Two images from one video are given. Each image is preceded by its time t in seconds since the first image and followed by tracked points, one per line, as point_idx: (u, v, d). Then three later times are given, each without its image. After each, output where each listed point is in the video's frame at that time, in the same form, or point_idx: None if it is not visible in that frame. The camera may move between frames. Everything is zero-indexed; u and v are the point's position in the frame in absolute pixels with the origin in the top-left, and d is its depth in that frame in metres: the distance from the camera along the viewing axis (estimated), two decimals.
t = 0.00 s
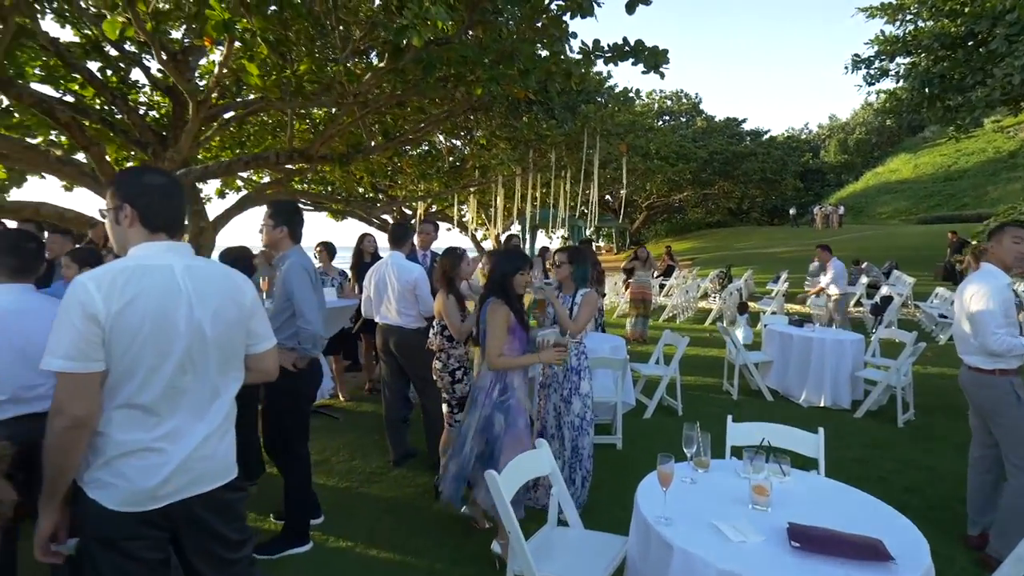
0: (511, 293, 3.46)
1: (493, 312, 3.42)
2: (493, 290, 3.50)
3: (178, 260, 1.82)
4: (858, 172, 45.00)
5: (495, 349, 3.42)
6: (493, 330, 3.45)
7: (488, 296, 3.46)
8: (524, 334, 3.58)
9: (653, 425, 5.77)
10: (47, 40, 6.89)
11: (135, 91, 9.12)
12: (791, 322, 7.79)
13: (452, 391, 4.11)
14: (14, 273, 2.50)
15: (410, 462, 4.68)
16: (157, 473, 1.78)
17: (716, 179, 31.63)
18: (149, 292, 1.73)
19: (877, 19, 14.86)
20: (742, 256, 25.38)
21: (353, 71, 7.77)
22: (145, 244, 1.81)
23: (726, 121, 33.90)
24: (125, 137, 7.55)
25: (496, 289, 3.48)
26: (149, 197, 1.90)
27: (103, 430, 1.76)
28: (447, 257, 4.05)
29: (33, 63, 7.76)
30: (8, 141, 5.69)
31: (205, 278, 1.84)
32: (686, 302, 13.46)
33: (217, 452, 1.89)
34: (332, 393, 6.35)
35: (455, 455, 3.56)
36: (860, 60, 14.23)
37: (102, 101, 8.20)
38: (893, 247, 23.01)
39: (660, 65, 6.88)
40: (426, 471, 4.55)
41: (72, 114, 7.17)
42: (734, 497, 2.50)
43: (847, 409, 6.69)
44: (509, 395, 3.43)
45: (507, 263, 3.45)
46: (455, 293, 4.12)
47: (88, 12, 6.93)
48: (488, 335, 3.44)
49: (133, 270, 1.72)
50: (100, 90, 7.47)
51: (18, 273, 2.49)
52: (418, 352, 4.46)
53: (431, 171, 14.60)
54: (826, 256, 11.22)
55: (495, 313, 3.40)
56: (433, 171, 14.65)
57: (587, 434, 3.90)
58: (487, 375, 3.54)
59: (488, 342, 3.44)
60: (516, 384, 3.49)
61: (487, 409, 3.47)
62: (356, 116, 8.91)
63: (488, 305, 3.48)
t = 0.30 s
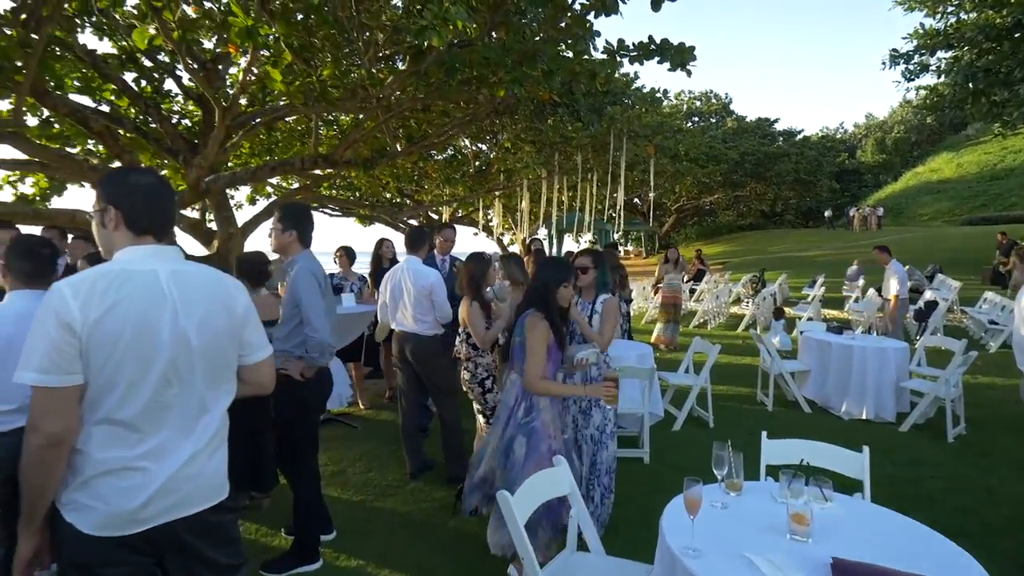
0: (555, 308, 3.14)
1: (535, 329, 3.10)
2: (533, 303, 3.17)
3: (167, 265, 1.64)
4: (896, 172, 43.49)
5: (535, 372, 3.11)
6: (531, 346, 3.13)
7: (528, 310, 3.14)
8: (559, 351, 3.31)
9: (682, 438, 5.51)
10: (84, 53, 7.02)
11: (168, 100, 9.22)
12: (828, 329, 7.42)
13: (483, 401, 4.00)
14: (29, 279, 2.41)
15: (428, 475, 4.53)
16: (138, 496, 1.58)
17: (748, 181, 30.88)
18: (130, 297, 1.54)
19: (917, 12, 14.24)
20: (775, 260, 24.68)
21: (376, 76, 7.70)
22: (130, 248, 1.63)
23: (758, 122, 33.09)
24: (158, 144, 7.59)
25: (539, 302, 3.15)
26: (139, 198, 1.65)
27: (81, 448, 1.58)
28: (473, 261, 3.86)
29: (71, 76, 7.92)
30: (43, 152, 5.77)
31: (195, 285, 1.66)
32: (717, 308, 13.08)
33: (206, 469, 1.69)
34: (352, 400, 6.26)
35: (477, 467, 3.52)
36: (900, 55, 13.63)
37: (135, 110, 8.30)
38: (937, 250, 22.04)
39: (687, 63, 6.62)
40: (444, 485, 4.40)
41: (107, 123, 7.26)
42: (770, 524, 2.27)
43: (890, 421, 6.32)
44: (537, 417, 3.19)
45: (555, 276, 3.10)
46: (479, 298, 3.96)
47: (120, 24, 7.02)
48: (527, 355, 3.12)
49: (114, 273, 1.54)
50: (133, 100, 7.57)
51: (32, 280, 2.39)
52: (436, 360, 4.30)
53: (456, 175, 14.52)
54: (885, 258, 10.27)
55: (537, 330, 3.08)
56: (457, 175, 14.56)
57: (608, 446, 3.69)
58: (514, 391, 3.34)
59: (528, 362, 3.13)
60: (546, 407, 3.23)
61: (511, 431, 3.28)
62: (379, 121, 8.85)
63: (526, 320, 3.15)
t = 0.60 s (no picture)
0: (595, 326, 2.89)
1: (570, 347, 2.84)
2: (572, 317, 2.93)
3: (152, 273, 1.49)
4: (936, 170, 41.97)
5: (576, 394, 2.83)
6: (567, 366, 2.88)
7: (566, 324, 2.89)
8: (598, 372, 3.07)
9: (716, 451, 5.25)
10: (118, 65, 7.09)
11: (198, 109, 9.32)
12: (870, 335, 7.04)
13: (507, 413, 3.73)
14: (36, 286, 2.34)
15: (448, 488, 4.37)
16: (116, 525, 1.42)
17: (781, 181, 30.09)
18: (110, 309, 1.39)
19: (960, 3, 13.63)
20: (810, 262, 23.98)
21: (400, 81, 7.63)
22: (113, 256, 1.48)
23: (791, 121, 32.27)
24: (188, 154, 7.62)
25: (577, 317, 2.90)
26: (125, 205, 1.49)
27: (56, 473, 1.40)
28: (501, 269, 3.70)
29: (106, 87, 8.05)
30: (76, 162, 5.83)
31: (185, 295, 1.51)
32: (750, 313, 12.67)
33: (194, 495, 1.53)
34: (375, 409, 6.16)
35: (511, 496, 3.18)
36: (942, 49, 13.06)
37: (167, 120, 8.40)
38: (983, 250, 21.08)
39: (717, 62, 6.38)
40: (464, 500, 4.24)
41: (139, 133, 7.34)
42: (816, 558, 2.06)
43: (940, 434, 5.95)
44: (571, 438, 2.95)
45: (596, 289, 2.87)
46: (504, 308, 3.80)
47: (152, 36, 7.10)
48: (566, 376, 2.83)
49: (93, 283, 1.39)
50: (165, 110, 7.65)
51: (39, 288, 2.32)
52: (456, 369, 4.16)
53: (483, 180, 14.43)
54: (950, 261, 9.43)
55: (574, 349, 2.82)
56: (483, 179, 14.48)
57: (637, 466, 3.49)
58: (545, 412, 3.08)
59: (567, 384, 2.84)
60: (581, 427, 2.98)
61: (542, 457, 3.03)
62: (404, 126, 8.79)
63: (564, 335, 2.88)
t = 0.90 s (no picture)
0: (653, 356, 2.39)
1: (628, 382, 2.29)
2: (626, 340, 2.42)
3: (144, 282, 1.44)
4: (983, 168, 40.25)
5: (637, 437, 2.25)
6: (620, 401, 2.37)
7: (622, 348, 2.38)
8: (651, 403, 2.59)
9: (752, 462, 5.01)
10: (151, 72, 7.14)
11: (231, 115, 9.44)
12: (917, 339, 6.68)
13: (541, 424, 3.59)
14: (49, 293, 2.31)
15: (473, 498, 4.25)
16: (104, 552, 1.36)
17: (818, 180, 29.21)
18: (95, 320, 1.35)
19: None
20: (849, 263, 23.17)
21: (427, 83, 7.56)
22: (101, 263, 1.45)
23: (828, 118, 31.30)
24: (221, 160, 7.70)
25: (631, 340, 2.41)
26: (114, 208, 1.47)
27: (39, 497, 1.35)
28: (535, 274, 3.57)
29: (142, 95, 8.18)
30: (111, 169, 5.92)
31: (176, 305, 1.45)
32: (787, 316, 12.25)
33: (191, 518, 1.46)
34: (400, 413, 6.08)
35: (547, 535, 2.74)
36: (991, 41, 12.45)
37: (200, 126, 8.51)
38: None
39: (753, 58, 6.13)
40: (489, 510, 4.11)
41: (173, 139, 7.44)
42: None
43: (993, 446, 5.59)
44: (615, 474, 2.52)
45: (655, 309, 2.41)
46: (540, 315, 3.62)
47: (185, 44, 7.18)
48: (625, 413, 2.28)
49: (78, 294, 1.35)
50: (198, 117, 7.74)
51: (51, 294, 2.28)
52: (480, 376, 4.03)
53: (510, 182, 14.31)
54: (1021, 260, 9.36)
55: (634, 386, 2.28)
56: (511, 181, 14.37)
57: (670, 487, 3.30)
58: (585, 445, 2.62)
59: (627, 423, 2.28)
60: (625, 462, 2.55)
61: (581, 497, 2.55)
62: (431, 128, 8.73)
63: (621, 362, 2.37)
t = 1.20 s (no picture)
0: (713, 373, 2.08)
1: (685, 406, 2.00)
2: (679, 354, 2.11)
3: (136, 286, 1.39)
4: None
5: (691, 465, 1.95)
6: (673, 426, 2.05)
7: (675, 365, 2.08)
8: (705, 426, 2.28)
9: (795, 474, 4.73)
10: (189, 76, 7.18)
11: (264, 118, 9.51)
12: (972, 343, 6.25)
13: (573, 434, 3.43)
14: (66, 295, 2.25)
15: (499, 507, 4.11)
16: None
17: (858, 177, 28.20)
18: (80, 326, 1.30)
19: None
20: (892, 263, 22.24)
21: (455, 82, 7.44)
22: (94, 265, 1.39)
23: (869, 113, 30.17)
24: (255, 162, 7.73)
25: (687, 356, 2.09)
26: (109, 204, 1.39)
27: (24, 518, 1.31)
28: (567, 274, 3.37)
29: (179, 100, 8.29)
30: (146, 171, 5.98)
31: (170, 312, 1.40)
32: (828, 318, 11.75)
33: (188, 541, 1.42)
34: (428, 417, 5.98)
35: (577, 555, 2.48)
36: None
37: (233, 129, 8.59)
38: None
39: (791, 49, 5.83)
40: (516, 520, 3.96)
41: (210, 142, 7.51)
42: None
43: None
44: (658, 504, 2.22)
45: (715, 320, 2.10)
46: (575, 317, 3.44)
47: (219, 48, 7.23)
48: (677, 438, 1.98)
49: (66, 298, 1.31)
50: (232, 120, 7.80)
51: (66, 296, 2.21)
52: (506, 381, 3.88)
53: (540, 182, 14.12)
54: None
55: (693, 410, 1.98)
56: (540, 181, 14.18)
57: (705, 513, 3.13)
58: (627, 468, 2.30)
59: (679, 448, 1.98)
60: (671, 489, 2.23)
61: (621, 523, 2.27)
62: (459, 127, 8.61)
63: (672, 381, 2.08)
